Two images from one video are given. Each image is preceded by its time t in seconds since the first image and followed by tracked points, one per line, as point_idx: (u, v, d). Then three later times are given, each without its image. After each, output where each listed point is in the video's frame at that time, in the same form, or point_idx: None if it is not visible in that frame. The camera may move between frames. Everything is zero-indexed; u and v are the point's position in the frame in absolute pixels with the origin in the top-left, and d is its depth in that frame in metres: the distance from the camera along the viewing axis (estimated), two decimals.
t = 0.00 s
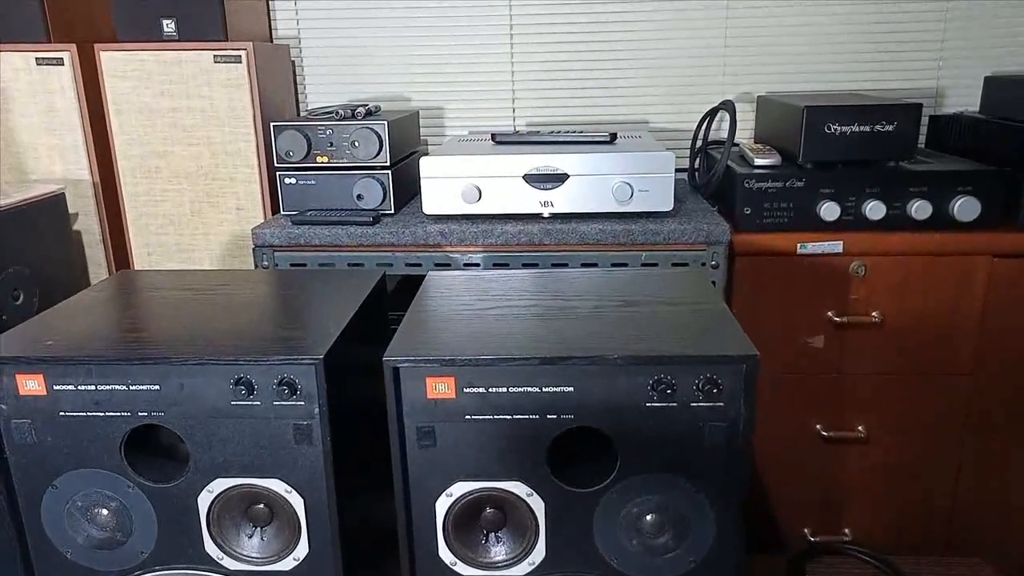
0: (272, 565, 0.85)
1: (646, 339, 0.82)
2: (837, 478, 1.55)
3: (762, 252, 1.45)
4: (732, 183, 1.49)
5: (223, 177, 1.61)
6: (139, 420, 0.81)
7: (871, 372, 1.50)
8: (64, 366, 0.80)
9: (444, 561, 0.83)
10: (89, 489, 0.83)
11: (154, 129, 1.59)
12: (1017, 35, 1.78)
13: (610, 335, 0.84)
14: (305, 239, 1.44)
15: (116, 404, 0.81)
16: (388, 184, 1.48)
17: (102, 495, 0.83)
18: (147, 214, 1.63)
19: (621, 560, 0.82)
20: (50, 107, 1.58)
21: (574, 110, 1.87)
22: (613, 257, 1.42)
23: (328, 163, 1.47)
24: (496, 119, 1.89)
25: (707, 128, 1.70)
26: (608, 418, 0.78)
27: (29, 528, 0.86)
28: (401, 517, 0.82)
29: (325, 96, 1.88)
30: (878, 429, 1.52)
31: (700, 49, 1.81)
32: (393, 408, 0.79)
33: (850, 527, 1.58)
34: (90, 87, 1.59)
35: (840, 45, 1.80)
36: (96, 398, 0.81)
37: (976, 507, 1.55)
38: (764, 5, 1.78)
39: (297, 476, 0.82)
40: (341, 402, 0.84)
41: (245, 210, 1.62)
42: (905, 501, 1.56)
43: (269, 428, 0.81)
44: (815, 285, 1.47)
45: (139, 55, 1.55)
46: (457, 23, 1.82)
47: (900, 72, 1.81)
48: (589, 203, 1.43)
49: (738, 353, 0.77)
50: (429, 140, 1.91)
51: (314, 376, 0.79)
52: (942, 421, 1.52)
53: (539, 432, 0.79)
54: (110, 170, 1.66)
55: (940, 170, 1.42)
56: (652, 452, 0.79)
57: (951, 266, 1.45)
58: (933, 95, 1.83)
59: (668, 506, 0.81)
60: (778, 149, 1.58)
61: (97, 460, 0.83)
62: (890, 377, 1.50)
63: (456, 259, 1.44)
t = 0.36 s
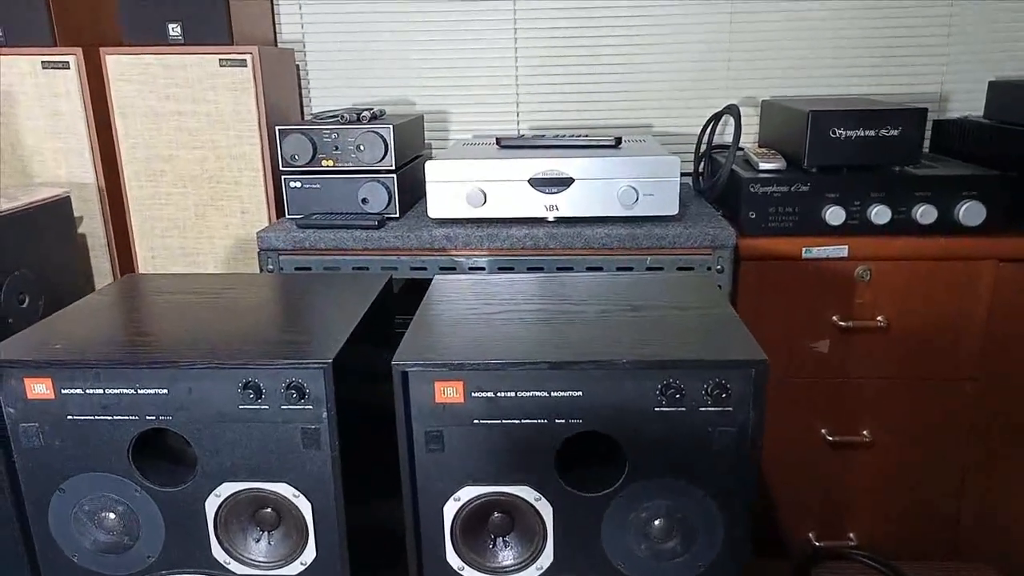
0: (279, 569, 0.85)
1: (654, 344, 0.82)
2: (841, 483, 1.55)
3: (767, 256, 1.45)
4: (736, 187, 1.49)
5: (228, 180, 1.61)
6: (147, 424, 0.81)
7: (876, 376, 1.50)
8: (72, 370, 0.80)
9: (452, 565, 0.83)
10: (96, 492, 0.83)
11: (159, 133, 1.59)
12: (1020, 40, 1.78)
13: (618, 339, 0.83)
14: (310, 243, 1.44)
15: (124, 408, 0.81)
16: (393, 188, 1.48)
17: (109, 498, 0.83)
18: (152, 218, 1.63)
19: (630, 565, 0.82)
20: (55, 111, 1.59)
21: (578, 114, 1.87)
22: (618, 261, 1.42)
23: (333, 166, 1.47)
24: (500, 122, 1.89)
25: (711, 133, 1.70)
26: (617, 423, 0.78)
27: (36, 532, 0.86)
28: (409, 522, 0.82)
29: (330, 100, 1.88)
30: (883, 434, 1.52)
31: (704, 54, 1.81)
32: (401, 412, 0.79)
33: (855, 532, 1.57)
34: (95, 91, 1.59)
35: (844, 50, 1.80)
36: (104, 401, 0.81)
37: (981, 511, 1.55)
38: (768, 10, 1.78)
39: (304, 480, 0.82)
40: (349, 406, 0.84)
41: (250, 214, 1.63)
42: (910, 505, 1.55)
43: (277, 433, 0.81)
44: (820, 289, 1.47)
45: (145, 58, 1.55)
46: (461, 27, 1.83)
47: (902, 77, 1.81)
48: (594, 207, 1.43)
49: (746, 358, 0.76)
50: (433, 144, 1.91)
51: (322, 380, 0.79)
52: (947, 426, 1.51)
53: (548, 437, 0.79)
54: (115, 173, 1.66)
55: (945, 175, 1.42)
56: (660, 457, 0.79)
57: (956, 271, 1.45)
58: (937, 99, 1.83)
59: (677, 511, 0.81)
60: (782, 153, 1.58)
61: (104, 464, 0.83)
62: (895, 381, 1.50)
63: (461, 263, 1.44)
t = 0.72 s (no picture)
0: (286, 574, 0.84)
1: (663, 348, 0.81)
2: (847, 487, 1.54)
3: (773, 261, 1.45)
4: (742, 191, 1.49)
5: (233, 184, 1.61)
6: (155, 428, 0.81)
7: (882, 381, 1.50)
8: (80, 374, 0.80)
9: (459, 570, 0.83)
10: (103, 496, 0.83)
11: (164, 136, 1.59)
12: None
13: (627, 344, 0.83)
14: (315, 247, 1.44)
15: (131, 412, 0.81)
16: (399, 191, 1.48)
17: (115, 503, 0.83)
18: (156, 221, 1.63)
19: (638, 570, 0.82)
20: (60, 114, 1.59)
21: (582, 118, 1.87)
22: (624, 265, 1.42)
23: (339, 170, 1.47)
24: (504, 126, 1.89)
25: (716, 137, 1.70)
26: (626, 428, 0.78)
27: (43, 536, 0.86)
28: (417, 527, 0.82)
29: (334, 103, 1.88)
30: (889, 438, 1.52)
31: (708, 58, 1.81)
32: (409, 417, 0.79)
33: (861, 536, 1.57)
34: (100, 95, 1.59)
35: (849, 54, 1.80)
36: (112, 405, 0.81)
37: (987, 516, 1.54)
38: (773, 14, 1.78)
39: (312, 485, 0.81)
40: (357, 410, 0.84)
41: (255, 217, 1.62)
42: (915, 510, 1.55)
43: (285, 437, 0.80)
44: (826, 293, 1.46)
45: (150, 62, 1.55)
46: (466, 31, 1.83)
47: (907, 81, 1.81)
48: (599, 211, 1.43)
49: (756, 363, 0.76)
50: (438, 147, 1.91)
51: (331, 384, 0.78)
52: (953, 430, 1.51)
53: (556, 442, 0.79)
54: (119, 176, 1.66)
55: (951, 180, 1.42)
56: (670, 462, 0.79)
57: (962, 275, 1.44)
58: (941, 103, 1.83)
59: (686, 517, 0.80)
60: (788, 158, 1.58)
61: (111, 468, 0.82)
62: (901, 385, 1.49)
63: (467, 267, 1.44)
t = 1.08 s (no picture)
0: None
1: (678, 352, 0.81)
2: (856, 492, 1.54)
3: (783, 264, 1.45)
4: (751, 194, 1.49)
5: (241, 186, 1.61)
6: (168, 431, 0.81)
7: (891, 384, 1.49)
8: (94, 377, 0.80)
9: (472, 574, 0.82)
10: (115, 500, 0.83)
11: (173, 139, 1.59)
12: None
13: (641, 348, 0.83)
14: (324, 249, 1.44)
15: (145, 415, 0.80)
16: (408, 195, 1.48)
17: (128, 506, 0.83)
18: (165, 224, 1.63)
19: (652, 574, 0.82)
20: (69, 117, 1.59)
21: (590, 121, 1.87)
22: (633, 269, 1.41)
23: (347, 173, 1.47)
24: (511, 129, 1.89)
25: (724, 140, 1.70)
26: (641, 432, 0.78)
27: (55, 540, 0.85)
28: (430, 530, 0.81)
29: (342, 106, 1.88)
30: (898, 443, 1.51)
31: (716, 61, 1.81)
32: (423, 420, 0.78)
33: (870, 541, 1.56)
34: (110, 97, 1.60)
35: (856, 57, 1.80)
36: (126, 408, 0.81)
37: (998, 521, 1.54)
38: (781, 18, 1.78)
39: (325, 488, 0.81)
40: (370, 413, 0.84)
41: (263, 220, 1.63)
42: (925, 514, 1.54)
43: (299, 440, 0.80)
44: (836, 297, 1.46)
45: (159, 65, 1.55)
46: (473, 34, 1.83)
47: (915, 85, 1.81)
48: (609, 215, 1.42)
49: (772, 367, 0.76)
50: (445, 151, 1.91)
51: (345, 388, 0.78)
52: (962, 435, 1.50)
53: (571, 446, 0.78)
54: (128, 179, 1.66)
55: (962, 184, 1.41)
56: (684, 466, 0.79)
57: (972, 279, 1.44)
58: (949, 107, 1.82)
59: (700, 521, 0.80)
60: (797, 161, 1.57)
61: (124, 471, 0.82)
62: (911, 389, 1.49)
63: (476, 270, 1.43)
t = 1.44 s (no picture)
0: None
1: (692, 356, 0.81)
2: (865, 496, 1.53)
3: (793, 267, 1.44)
4: (760, 198, 1.48)
5: (250, 189, 1.61)
6: (182, 433, 0.81)
7: (900, 388, 1.49)
8: (107, 379, 0.80)
9: None
10: (128, 501, 0.83)
11: (182, 141, 1.59)
12: None
13: (655, 351, 0.83)
14: (334, 252, 1.44)
15: (159, 417, 0.80)
16: (417, 198, 1.48)
17: (141, 508, 0.83)
18: (174, 226, 1.64)
19: None
20: (79, 119, 1.59)
21: (598, 124, 1.87)
22: (643, 272, 1.41)
23: (357, 176, 1.47)
24: (519, 132, 1.89)
25: (732, 143, 1.70)
26: (655, 435, 0.77)
27: (68, 541, 0.86)
28: (443, 533, 0.81)
29: (350, 109, 1.89)
30: (907, 447, 1.51)
31: (724, 64, 1.81)
32: (437, 423, 0.78)
33: (878, 546, 1.55)
34: (119, 99, 1.60)
35: (864, 61, 1.79)
36: (140, 410, 0.81)
37: (1006, 526, 1.53)
38: (789, 21, 1.78)
39: (338, 491, 0.81)
40: (383, 416, 0.84)
41: (272, 223, 1.63)
42: (933, 519, 1.54)
43: (313, 443, 0.80)
44: (846, 300, 1.46)
45: (169, 67, 1.55)
46: (481, 37, 1.83)
47: (924, 89, 1.81)
48: (618, 218, 1.42)
49: (787, 371, 0.76)
50: (452, 154, 1.92)
51: (358, 390, 0.78)
52: (972, 440, 1.50)
53: (585, 449, 0.78)
54: (137, 181, 1.66)
55: (971, 187, 1.41)
56: (698, 470, 0.78)
57: (982, 284, 1.43)
58: (957, 111, 1.82)
59: (714, 525, 0.80)
60: (805, 164, 1.57)
61: (137, 473, 0.82)
62: (920, 394, 1.49)
63: (485, 273, 1.43)
